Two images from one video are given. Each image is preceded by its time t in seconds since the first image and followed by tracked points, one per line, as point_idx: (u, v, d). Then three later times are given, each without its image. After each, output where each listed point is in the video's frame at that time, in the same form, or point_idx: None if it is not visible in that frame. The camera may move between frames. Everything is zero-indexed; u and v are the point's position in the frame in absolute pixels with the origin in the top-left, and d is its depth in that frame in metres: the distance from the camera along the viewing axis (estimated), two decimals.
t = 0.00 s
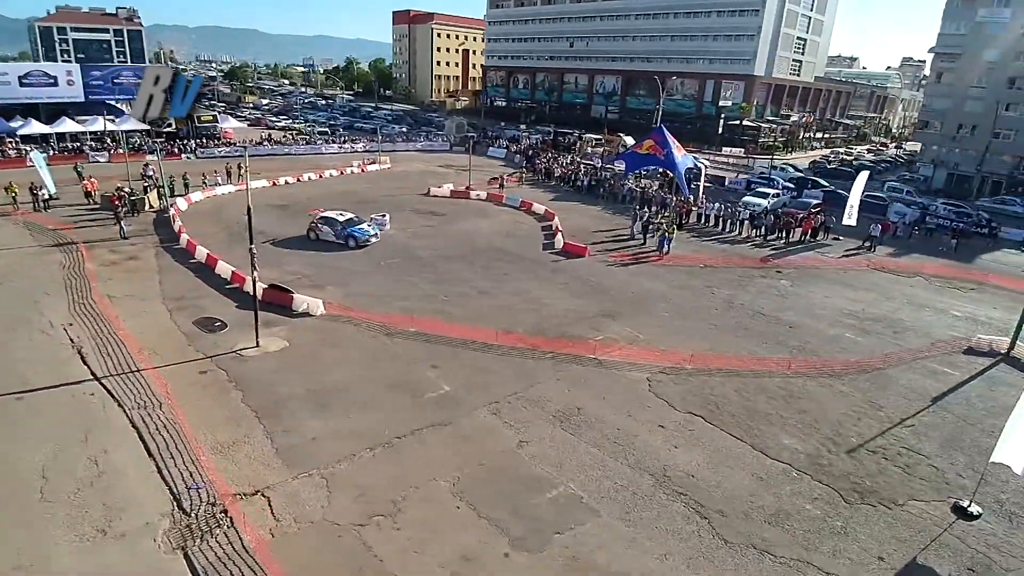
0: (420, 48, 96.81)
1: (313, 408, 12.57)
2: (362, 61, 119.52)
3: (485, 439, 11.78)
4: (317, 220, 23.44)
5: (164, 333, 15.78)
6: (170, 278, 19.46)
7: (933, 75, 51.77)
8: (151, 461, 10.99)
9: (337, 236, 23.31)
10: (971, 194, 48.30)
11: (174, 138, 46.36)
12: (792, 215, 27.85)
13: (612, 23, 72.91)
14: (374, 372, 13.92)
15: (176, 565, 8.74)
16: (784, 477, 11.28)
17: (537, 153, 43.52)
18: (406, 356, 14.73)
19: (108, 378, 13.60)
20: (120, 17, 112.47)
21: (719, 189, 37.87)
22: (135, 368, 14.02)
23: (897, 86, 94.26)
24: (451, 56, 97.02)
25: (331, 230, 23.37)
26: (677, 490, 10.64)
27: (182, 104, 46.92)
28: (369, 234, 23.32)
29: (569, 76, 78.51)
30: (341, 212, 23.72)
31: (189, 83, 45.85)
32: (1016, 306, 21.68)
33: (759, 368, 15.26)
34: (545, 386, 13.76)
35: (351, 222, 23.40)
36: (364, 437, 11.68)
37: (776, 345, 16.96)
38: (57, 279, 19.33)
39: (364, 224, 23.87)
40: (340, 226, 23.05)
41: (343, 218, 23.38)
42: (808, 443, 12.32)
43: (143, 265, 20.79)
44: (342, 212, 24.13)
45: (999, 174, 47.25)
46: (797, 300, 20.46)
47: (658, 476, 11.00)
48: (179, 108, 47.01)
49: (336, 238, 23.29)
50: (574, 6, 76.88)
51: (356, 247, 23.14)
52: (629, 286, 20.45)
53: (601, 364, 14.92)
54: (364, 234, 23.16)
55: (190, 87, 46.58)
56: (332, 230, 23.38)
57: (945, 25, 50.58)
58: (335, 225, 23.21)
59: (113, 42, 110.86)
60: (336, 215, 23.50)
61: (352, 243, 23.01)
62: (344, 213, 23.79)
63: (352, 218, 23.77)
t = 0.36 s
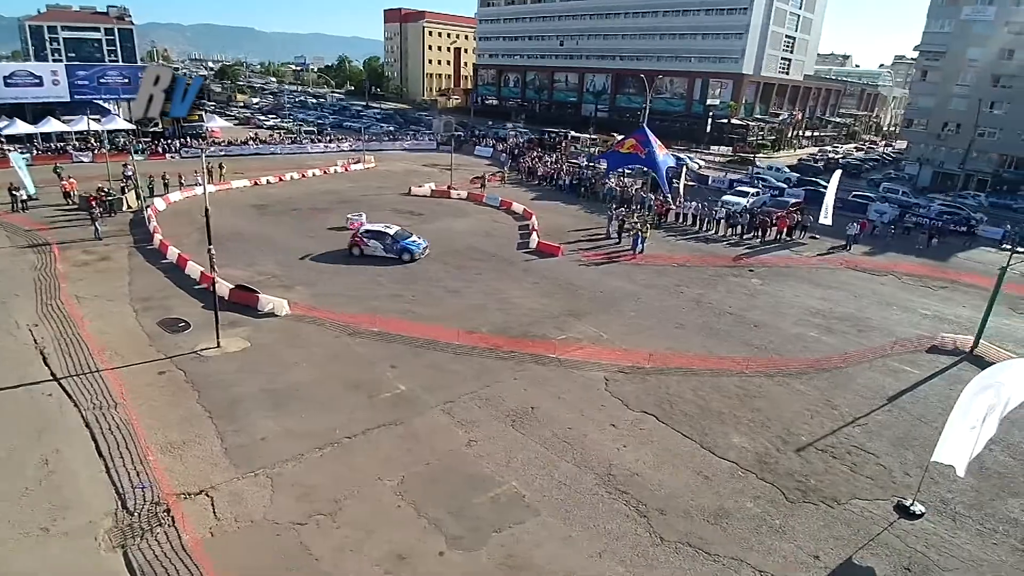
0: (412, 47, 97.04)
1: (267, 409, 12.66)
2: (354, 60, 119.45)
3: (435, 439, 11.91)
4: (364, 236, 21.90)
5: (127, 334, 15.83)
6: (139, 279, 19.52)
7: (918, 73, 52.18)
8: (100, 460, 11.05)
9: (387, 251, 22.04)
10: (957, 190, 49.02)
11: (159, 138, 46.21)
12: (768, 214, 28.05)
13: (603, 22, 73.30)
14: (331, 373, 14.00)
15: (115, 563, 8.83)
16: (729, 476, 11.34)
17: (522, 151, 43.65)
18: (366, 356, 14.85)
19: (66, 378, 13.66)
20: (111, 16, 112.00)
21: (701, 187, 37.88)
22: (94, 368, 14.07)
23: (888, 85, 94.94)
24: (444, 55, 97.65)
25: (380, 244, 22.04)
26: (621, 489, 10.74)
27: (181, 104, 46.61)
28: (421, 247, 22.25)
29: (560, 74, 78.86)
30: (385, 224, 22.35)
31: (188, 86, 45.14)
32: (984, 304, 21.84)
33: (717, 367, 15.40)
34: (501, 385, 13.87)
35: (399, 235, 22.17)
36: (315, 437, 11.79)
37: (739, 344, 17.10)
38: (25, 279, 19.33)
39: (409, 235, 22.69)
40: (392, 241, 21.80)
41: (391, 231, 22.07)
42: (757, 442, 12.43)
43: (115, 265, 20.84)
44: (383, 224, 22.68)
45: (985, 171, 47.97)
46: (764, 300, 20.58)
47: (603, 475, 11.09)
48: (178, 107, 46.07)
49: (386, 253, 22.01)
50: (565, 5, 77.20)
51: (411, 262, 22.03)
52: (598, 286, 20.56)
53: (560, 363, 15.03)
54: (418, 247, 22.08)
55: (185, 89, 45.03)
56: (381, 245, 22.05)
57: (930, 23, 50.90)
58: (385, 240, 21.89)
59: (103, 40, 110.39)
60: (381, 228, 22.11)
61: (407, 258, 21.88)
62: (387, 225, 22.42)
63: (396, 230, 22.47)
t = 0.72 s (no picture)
0: (405, 45, 97.27)
1: (227, 405, 12.83)
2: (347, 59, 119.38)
3: (389, 434, 12.08)
4: (434, 246, 21.18)
5: (95, 331, 15.96)
6: (113, 277, 19.65)
7: (904, 71, 52.54)
8: (56, 453, 11.16)
9: (457, 259, 21.45)
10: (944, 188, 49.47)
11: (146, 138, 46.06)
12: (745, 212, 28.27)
13: (594, 21, 73.48)
14: (292, 370, 14.16)
15: (62, 553, 8.96)
16: (677, 470, 11.50)
17: (508, 150, 43.87)
18: (330, 353, 15.03)
19: (30, 373, 13.75)
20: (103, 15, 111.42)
21: (685, 185, 38.02)
22: (59, 364, 14.18)
23: (879, 83, 95.51)
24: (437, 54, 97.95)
25: (449, 253, 21.41)
26: (568, 484, 10.90)
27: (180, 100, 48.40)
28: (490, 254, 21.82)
29: (551, 73, 79.16)
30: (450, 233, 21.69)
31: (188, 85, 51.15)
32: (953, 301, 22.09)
33: (678, 363, 15.62)
34: (461, 381, 14.05)
35: (466, 243, 21.61)
36: (271, 433, 11.96)
37: (703, 340, 17.31)
38: None
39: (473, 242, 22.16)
40: (464, 250, 21.25)
41: (459, 240, 21.47)
42: (708, 437, 12.61)
43: (90, 264, 20.97)
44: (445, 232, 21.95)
45: (970, 170, 48.48)
46: (733, 298, 20.79)
47: (552, 469, 11.26)
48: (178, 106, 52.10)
49: (456, 262, 21.43)
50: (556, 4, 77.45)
51: (483, 270, 21.58)
52: (569, 284, 20.74)
53: (522, 360, 15.20)
54: (488, 255, 21.62)
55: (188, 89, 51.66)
56: (450, 254, 21.42)
57: (916, 21, 51.18)
58: (456, 249, 21.28)
59: (95, 39, 109.70)
60: (447, 237, 21.44)
61: (480, 266, 21.41)
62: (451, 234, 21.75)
63: (461, 238, 21.86)
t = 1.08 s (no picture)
0: (399, 44, 97.55)
1: (192, 399, 12.99)
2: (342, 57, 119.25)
3: (350, 428, 12.25)
4: (522, 251, 21.24)
5: (69, 327, 16.12)
6: (91, 275, 19.81)
7: (890, 70, 52.94)
8: (20, 446, 11.30)
9: (544, 264, 21.56)
10: (932, 187, 49.87)
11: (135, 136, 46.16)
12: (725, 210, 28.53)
13: (585, 19, 73.73)
14: (261, 366, 14.35)
15: (19, 542, 9.11)
16: (632, 462, 11.70)
17: (496, 148, 44.07)
18: (300, 348, 15.20)
19: None
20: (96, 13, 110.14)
21: (670, 183, 38.16)
22: (31, 359, 14.32)
23: (871, 83, 96.27)
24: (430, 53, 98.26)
25: (536, 258, 21.52)
26: (523, 478, 11.07)
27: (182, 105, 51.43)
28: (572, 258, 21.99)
29: (543, 72, 79.48)
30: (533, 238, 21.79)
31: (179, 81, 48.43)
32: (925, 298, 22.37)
33: (645, 358, 15.82)
34: (426, 376, 14.23)
35: (552, 247, 21.76)
36: (234, 427, 12.13)
37: (673, 336, 17.51)
38: None
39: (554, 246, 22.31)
40: (552, 255, 21.37)
41: (545, 244, 21.59)
42: (666, 430, 12.82)
43: (69, 262, 21.11)
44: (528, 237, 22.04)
45: (956, 169, 49.01)
46: (708, 294, 21.02)
47: (507, 463, 11.45)
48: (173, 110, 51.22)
49: (543, 266, 21.56)
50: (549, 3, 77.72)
51: (570, 274, 21.76)
52: (545, 281, 20.96)
53: (490, 355, 15.40)
54: (573, 259, 21.80)
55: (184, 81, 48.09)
56: (537, 258, 21.54)
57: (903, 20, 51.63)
58: (543, 254, 21.39)
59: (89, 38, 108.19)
60: (534, 242, 21.55)
61: (566, 270, 21.58)
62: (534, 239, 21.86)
63: (544, 242, 21.98)
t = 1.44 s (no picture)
0: (390, 42, 98.04)
1: (157, 393, 13.21)
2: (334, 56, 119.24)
3: (310, 419, 12.48)
4: (598, 252, 21.52)
5: (41, 323, 16.29)
6: (67, 272, 19.99)
7: (875, 68, 53.53)
8: None
9: (619, 267, 21.73)
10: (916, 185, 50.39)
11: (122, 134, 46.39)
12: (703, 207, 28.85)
13: (576, 18, 74.12)
14: (227, 360, 14.54)
15: None
16: (586, 452, 11.93)
17: (482, 146, 44.31)
18: (268, 343, 15.41)
19: None
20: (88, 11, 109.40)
21: (654, 181, 38.38)
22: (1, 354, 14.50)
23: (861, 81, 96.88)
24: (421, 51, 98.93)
25: (612, 260, 21.73)
26: (476, 467, 11.30)
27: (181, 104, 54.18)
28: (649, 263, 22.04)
29: (534, 70, 79.77)
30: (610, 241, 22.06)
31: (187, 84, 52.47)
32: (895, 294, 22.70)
33: (610, 352, 16.09)
34: (391, 369, 14.46)
35: (629, 251, 21.91)
36: (196, 419, 12.35)
37: (640, 330, 17.76)
38: None
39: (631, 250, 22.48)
40: (628, 258, 21.50)
41: (621, 247, 21.77)
42: (623, 422, 13.07)
43: (47, 259, 21.25)
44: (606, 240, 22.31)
45: (940, 166, 49.38)
46: (678, 289, 21.29)
47: (462, 453, 11.69)
48: (178, 108, 54.45)
49: (618, 269, 21.70)
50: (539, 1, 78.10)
51: (645, 279, 21.78)
52: (518, 277, 21.20)
53: (455, 350, 15.63)
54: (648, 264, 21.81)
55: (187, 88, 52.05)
56: (613, 261, 21.73)
57: (887, 18, 52.05)
58: (619, 257, 21.57)
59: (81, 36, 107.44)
60: (610, 245, 21.77)
61: (641, 274, 21.62)
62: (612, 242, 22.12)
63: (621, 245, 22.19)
